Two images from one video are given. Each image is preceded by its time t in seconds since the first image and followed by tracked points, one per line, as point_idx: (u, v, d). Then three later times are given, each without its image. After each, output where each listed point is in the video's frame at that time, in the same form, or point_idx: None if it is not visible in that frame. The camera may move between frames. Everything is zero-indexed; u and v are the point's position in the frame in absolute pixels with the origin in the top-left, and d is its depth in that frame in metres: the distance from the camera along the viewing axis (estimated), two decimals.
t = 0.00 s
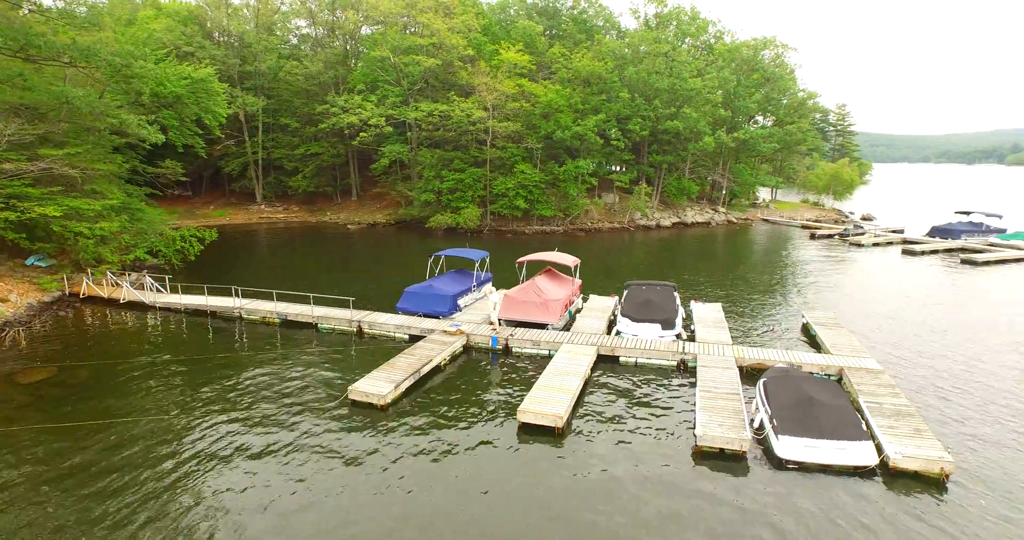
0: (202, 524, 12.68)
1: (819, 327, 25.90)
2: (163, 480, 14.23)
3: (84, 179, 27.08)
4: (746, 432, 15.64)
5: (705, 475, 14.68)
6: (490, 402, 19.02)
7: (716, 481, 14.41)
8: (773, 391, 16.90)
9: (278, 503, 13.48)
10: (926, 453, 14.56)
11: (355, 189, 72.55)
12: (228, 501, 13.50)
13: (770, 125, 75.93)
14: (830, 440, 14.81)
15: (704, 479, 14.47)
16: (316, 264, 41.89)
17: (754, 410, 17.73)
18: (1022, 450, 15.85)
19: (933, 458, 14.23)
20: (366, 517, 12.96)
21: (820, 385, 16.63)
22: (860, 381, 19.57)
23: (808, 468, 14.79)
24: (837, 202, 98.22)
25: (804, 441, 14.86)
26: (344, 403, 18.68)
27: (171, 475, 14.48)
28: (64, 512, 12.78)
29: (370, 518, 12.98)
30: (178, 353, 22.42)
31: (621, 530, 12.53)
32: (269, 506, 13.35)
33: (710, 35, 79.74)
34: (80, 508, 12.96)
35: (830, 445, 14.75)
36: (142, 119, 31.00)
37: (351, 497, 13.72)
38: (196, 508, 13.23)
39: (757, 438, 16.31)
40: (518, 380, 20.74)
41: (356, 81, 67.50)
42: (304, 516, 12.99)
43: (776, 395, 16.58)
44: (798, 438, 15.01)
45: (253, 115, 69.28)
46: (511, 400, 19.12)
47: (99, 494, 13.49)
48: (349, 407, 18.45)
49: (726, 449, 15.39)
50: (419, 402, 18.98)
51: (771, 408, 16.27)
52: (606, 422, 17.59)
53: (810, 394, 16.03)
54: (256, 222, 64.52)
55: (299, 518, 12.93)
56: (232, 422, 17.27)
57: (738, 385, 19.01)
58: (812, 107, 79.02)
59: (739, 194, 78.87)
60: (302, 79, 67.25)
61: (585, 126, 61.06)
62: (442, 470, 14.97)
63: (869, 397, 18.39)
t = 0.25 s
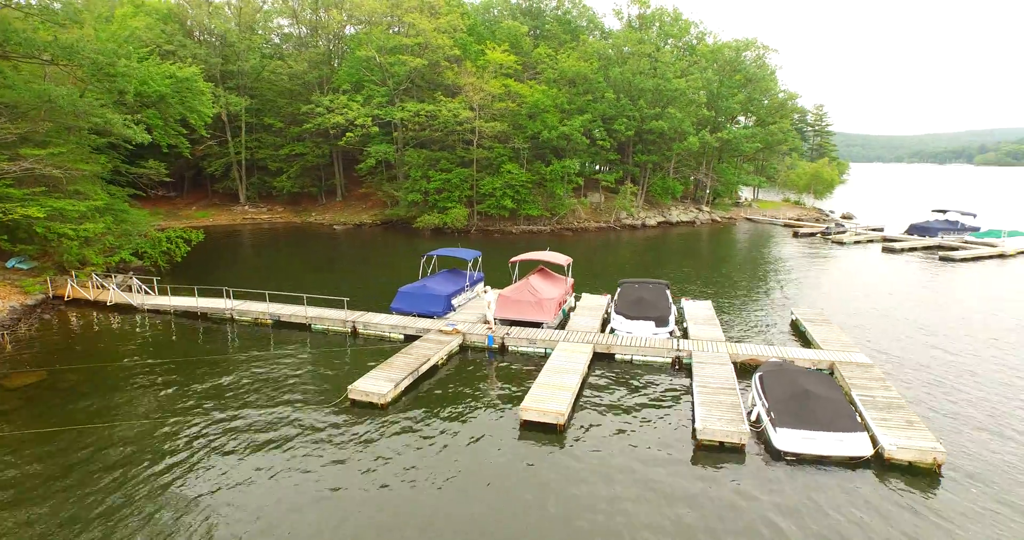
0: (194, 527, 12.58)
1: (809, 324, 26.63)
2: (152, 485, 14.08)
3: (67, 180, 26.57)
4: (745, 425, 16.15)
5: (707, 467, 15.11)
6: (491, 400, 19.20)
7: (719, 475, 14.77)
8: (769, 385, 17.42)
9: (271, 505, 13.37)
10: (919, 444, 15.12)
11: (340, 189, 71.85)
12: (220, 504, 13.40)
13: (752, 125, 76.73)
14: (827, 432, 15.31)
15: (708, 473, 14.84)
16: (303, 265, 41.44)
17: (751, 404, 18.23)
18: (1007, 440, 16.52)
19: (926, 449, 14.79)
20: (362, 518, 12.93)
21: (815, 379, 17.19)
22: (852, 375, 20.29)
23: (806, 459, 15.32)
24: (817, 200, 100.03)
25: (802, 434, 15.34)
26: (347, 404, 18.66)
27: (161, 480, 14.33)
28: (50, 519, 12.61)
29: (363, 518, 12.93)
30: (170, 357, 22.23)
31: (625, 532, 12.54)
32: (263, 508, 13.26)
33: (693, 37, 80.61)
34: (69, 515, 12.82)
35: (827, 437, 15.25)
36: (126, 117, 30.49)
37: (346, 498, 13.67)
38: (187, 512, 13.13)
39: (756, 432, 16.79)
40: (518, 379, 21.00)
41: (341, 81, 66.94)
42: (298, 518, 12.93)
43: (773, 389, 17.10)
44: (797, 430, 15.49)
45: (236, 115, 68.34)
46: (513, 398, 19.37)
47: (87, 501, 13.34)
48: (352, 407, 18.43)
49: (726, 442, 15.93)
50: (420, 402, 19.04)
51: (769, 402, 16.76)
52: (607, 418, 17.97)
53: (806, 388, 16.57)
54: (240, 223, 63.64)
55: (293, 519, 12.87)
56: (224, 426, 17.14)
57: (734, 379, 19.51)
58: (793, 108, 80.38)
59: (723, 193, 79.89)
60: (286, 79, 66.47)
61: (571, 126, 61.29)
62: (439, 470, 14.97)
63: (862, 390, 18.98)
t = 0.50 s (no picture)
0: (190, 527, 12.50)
1: (805, 322, 26.93)
2: (148, 485, 13.98)
3: (60, 180, 26.36)
4: (744, 422, 16.35)
5: (707, 464, 15.28)
6: (491, 399, 19.27)
7: (720, 472, 14.93)
8: (768, 381, 17.67)
9: (268, 505, 13.30)
10: (917, 441, 15.34)
11: (334, 189, 71.60)
12: (217, 503, 13.34)
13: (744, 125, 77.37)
14: (825, 428, 15.55)
15: (708, 469, 15.00)
16: (297, 266, 41.22)
17: (750, 400, 18.48)
18: (1001, 436, 16.80)
19: (924, 445, 15.01)
20: (361, 517, 12.89)
21: (813, 375, 17.45)
22: (849, 372, 20.58)
23: (805, 456, 15.52)
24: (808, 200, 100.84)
25: (801, 429, 15.59)
26: (347, 403, 18.67)
27: (157, 479, 14.24)
28: (45, 518, 12.54)
29: (362, 517, 12.88)
30: (167, 358, 22.08)
31: (626, 531, 12.52)
32: (260, 507, 13.19)
33: (686, 37, 81.05)
34: (64, 513, 12.74)
35: (825, 433, 15.49)
36: (119, 117, 30.27)
37: (344, 498, 13.60)
38: (183, 511, 13.05)
39: (756, 428, 17.02)
40: (518, 377, 21.08)
41: (334, 81, 66.75)
42: (296, 517, 12.87)
43: (772, 385, 17.35)
44: (795, 426, 15.74)
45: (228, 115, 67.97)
46: (513, 396, 19.46)
47: (82, 500, 13.25)
48: (354, 407, 18.44)
49: (725, 438, 16.12)
50: (421, 401, 19.05)
51: (768, 398, 17.02)
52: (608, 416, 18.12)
53: (804, 383, 16.83)
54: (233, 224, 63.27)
55: (291, 519, 12.80)
56: (222, 425, 17.06)
57: (733, 377, 19.69)
58: (784, 108, 80.96)
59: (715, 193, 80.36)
60: (279, 79, 66.16)
61: (565, 126, 61.41)
62: (439, 469, 14.92)
63: (858, 387, 19.24)
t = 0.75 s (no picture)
0: (184, 528, 12.50)
1: (799, 320, 27.15)
2: (143, 486, 13.97)
3: (53, 180, 26.23)
4: (739, 419, 16.50)
5: (704, 461, 15.42)
6: (489, 397, 19.33)
7: (717, 469, 15.06)
8: (764, 379, 17.80)
9: (262, 506, 13.28)
10: (914, 439, 15.48)
11: (328, 189, 71.34)
12: (211, 504, 13.33)
13: (738, 125, 77.75)
14: (820, 425, 15.66)
15: (706, 467, 15.11)
16: (292, 266, 41.07)
17: (746, 397, 18.62)
18: (995, 433, 16.98)
19: (921, 443, 15.16)
20: (356, 516, 12.90)
21: (809, 372, 17.59)
22: (844, 369, 20.78)
23: (801, 453, 15.68)
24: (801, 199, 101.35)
25: (797, 427, 15.70)
26: (345, 402, 18.68)
27: (151, 480, 14.24)
28: (38, 520, 12.55)
29: (356, 517, 12.89)
30: (162, 358, 22.01)
31: (622, 530, 12.54)
32: (254, 508, 13.19)
33: (680, 37, 81.33)
34: (57, 515, 12.74)
35: (821, 430, 15.61)
36: (112, 117, 30.09)
37: (339, 498, 13.59)
38: (177, 512, 13.05)
39: (751, 425, 17.14)
40: (515, 376, 21.13)
41: (328, 81, 66.56)
42: (291, 517, 12.87)
43: (768, 382, 17.49)
44: (791, 423, 15.84)
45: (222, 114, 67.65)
46: (510, 395, 19.52)
47: (75, 502, 13.24)
48: (352, 406, 18.44)
49: (720, 435, 16.30)
50: (419, 400, 19.06)
51: (764, 395, 17.15)
52: (604, 414, 18.26)
53: (799, 380, 16.96)
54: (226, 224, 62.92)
55: (285, 519, 12.81)
56: (217, 426, 17.03)
57: (728, 375, 19.84)
58: (777, 108, 81.38)
59: (710, 193, 80.65)
60: (272, 78, 65.88)
61: (560, 126, 61.46)
62: (435, 469, 14.93)
63: (853, 385, 19.42)
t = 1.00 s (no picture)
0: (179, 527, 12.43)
1: (796, 319, 27.28)
2: (138, 485, 13.96)
3: (48, 180, 26.16)
4: (737, 417, 16.60)
5: (701, 459, 15.50)
6: (487, 396, 19.38)
7: (715, 467, 15.14)
8: (761, 377, 17.89)
9: (259, 505, 13.23)
10: (911, 438, 15.61)
11: (325, 189, 71.23)
12: (207, 504, 13.26)
13: (734, 124, 77.95)
14: (818, 424, 15.77)
15: (704, 465, 15.18)
16: (289, 266, 40.99)
17: (744, 396, 18.72)
18: (990, 431, 17.13)
19: (918, 441, 15.29)
20: (352, 516, 12.86)
21: (806, 371, 17.70)
22: (841, 368, 20.91)
23: (798, 451, 15.79)
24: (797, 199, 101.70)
25: (794, 426, 15.81)
26: (343, 401, 18.68)
27: (146, 480, 14.17)
28: (32, 520, 12.47)
29: (353, 516, 12.85)
30: (158, 358, 21.94)
31: (621, 529, 12.56)
32: (251, 507, 13.13)
33: (676, 37, 81.48)
34: (51, 515, 12.66)
35: (818, 429, 15.72)
36: (107, 117, 30.00)
37: (335, 497, 13.55)
38: (172, 511, 12.99)
39: (749, 424, 17.25)
40: (513, 375, 21.19)
41: (325, 81, 66.41)
42: (288, 516, 12.83)
43: (765, 381, 17.59)
44: (789, 422, 15.95)
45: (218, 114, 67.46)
46: (509, 394, 19.56)
47: (70, 502, 13.16)
48: (350, 406, 18.43)
49: (717, 433, 16.38)
50: (417, 399, 19.08)
51: (761, 394, 17.25)
52: (602, 412, 18.33)
53: (797, 380, 17.06)
54: (222, 224, 62.72)
55: (281, 518, 12.76)
56: (213, 427, 16.96)
57: (726, 373, 19.94)
58: (773, 107, 81.63)
59: (706, 192, 80.86)
60: (268, 78, 65.72)
61: (556, 126, 61.51)
62: (432, 469, 14.89)
63: (850, 384, 19.54)
